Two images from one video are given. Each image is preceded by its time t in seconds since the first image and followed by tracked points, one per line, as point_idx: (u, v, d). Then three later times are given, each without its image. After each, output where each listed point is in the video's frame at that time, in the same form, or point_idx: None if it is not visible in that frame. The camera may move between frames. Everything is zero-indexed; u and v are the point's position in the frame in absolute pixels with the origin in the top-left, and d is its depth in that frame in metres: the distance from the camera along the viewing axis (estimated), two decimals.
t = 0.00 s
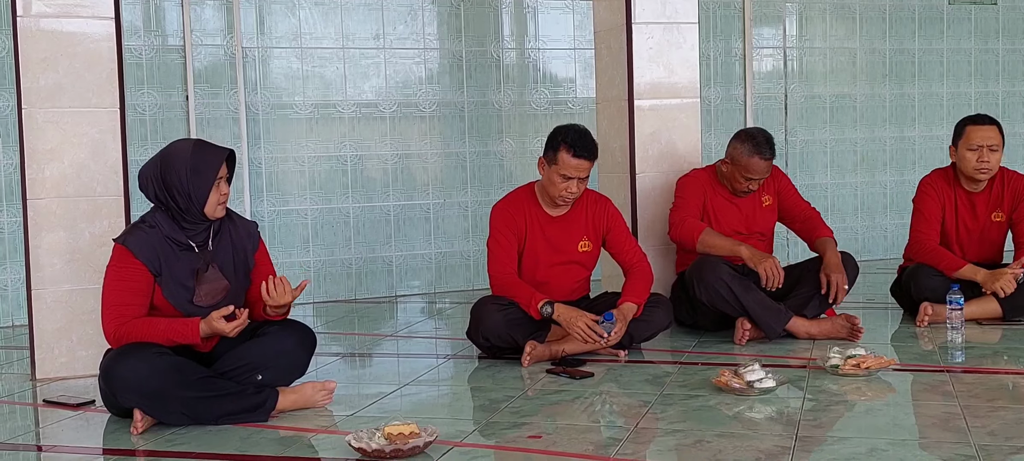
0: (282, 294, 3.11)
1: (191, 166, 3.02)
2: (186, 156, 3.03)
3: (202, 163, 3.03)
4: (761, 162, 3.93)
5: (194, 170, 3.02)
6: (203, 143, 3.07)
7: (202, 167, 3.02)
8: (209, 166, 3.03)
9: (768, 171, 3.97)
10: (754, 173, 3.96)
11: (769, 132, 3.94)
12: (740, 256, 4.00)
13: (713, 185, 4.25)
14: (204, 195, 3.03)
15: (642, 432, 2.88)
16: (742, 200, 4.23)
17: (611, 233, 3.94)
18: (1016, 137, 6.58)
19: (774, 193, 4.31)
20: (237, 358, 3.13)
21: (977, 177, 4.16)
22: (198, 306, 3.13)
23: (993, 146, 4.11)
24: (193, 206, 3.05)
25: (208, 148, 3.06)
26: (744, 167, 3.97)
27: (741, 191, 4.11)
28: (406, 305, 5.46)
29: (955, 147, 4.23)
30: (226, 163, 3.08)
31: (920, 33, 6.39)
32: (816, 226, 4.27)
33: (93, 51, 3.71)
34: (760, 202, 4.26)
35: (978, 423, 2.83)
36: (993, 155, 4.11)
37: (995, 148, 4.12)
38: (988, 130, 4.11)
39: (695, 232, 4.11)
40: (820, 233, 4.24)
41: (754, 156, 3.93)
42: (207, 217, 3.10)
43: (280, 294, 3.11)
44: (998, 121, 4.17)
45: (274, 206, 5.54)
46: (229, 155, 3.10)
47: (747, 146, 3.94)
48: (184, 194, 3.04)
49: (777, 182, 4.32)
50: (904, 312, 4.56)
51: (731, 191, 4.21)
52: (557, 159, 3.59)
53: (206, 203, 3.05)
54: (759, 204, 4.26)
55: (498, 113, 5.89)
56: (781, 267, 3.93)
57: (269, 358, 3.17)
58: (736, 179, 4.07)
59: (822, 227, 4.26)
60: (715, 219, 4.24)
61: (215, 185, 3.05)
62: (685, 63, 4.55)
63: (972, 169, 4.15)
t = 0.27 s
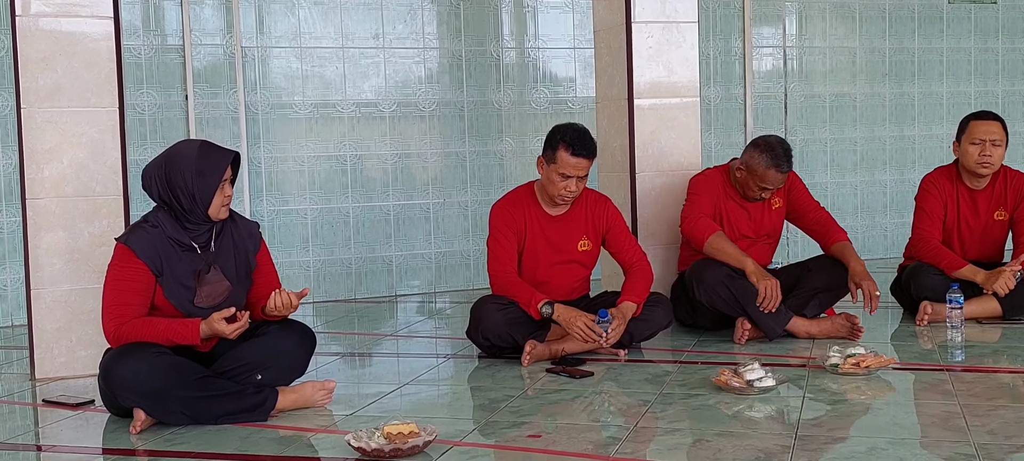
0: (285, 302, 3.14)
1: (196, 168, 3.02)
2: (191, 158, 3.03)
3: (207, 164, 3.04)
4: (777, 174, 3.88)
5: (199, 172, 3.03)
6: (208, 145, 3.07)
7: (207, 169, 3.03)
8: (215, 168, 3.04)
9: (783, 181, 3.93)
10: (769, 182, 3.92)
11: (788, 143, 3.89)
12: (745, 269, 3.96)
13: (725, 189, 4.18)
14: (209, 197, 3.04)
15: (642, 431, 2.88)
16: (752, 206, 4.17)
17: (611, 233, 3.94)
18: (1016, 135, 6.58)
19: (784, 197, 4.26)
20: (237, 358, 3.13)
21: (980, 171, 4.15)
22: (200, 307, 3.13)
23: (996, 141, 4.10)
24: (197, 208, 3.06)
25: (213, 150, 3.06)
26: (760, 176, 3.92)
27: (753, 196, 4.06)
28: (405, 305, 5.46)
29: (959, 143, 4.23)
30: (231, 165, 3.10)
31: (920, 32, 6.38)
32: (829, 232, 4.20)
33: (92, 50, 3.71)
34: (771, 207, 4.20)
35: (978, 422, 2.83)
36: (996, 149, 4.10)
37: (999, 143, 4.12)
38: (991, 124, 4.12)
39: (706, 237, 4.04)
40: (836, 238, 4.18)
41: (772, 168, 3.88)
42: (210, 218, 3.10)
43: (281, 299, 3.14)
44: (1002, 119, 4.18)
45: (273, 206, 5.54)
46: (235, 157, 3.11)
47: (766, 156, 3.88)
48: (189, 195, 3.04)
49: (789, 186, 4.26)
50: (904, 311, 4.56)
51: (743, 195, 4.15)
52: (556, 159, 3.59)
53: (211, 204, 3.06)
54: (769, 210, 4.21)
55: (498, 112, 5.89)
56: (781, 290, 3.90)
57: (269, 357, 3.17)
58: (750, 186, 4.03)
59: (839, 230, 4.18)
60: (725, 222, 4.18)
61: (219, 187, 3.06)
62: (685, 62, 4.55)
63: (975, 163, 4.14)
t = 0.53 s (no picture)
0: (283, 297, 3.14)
1: (199, 169, 3.02)
2: (194, 159, 3.03)
3: (210, 165, 3.03)
4: (782, 188, 3.85)
5: (202, 173, 3.02)
6: (211, 146, 3.07)
7: (210, 170, 3.03)
8: (218, 169, 3.03)
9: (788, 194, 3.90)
10: (774, 194, 3.89)
11: (793, 157, 3.82)
12: (739, 301, 3.88)
13: (729, 197, 4.16)
14: (212, 198, 3.04)
15: (642, 430, 2.88)
16: (757, 214, 4.15)
17: (611, 234, 3.93)
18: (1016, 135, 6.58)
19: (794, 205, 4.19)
20: (236, 357, 3.13)
21: (982, 171, 4.15)
22: (201, 307, 3.13)
23: (997, 141, 4.10)
24: (199, 208, 3.05)
25: (217, 151, 3.06)
26: (764, 188, 3.89)
27: (757, 205, 4.04)
28: (405, 304, 5.47)
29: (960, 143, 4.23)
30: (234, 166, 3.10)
31: (920, 31, 6.38)
32: (837, 248, 4.13)
33: (92, 50, 3.71)
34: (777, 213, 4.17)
35: (978, 422, 2.83)
36: (997, 149, 4.10)
37: (1000, 143, 4.11)
38: (993, 124, 4.12)
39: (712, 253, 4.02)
40: (843, 259, 4.11)
41: (775, 183, 3.83)
42: (212, 218, 3.10)
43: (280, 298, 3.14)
44: (1004, 118, 4.17)
45: (273, 206, 5.54)
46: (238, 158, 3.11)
47: (771, 170, 3.83)
48: (191, 196, 3.03)
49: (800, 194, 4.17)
50: (903, 310, 4.56)
51: (747, 203, 4.13)
52: (558, 158, 3.59)
53: (213, 205, 3.06)
54: (776, 218, 4.18)
55: (498, 112, 5.89)
56: (773, 326, 3.81)
57: (268, 357, 3.17)
58: (755, 195, 4.00)
59: (846, 251, 4.12)
60: (729, 229, 4.19)
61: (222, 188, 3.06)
62: (685, 62, 4.55)
63: (976, 163, 4.14)
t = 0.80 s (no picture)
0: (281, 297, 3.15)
1: (200, 169, 3.02)
2: (195, 159, 3.03)
3: (210, 165, 3.03)
4: (775, 187, 3.83)
5: (202, 173, 3.02)
6: (211, 146, 3.07)
7: (211, 170, 3.03)
8: (219, 169, 3.04)
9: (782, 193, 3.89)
10: (768, 193, 3.88)
11: (786, 156, 3.81)
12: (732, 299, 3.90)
13: (725, 197, 4.15)
14: (212, 198, 3.04)
15: (641, 430, 2.88)
16: (754, 214, 4.15)
17: (610, 233, 3.93)
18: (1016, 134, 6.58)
19: (790, 203, 4.19)
20: (235, 357, 3.13)
21: (978, 172, 4.16)
22: (200, 307, 3.13)
23: (994, 141, 4.10)
24: (199, 208, 3.05)
25: (217, 151, 3.06)
26: (758, 188, 3.88)
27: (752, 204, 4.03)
28: (405, 304, 5.46)
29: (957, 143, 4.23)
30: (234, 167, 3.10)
31: (919, 31, 6.39)
32: (834, 247, 4.12)
33: (91, 50, 3.71)
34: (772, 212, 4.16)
35: (976, 421, 2.83)
36: (993, 150, 4.10)
37: (996, 144, 4.12)
38: (990, 125, 4.12)
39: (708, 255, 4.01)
40: (841, 258, 4.10)
41: (767, 181, 3.82)
42: (211, 218, 3.10)
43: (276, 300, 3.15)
44: (1001, 118, 4.17)
45: (272, 205, 5.54)
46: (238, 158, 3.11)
47: (763, 170, 3.82)
48: (191, 196, 3.03)
49: (795, 192, 4.17)
50: (902, 309, 4.56)
51: (742, 203, 4.13)
52: (557, 158, 3.59)
53: (213, 205, 3.05)
54: (771, 216, 4.17)
55: (497, 111, 5.89)
56: (765, 326, 3.83)
57: (267, 357, 3.16)
58: (749, 194, 4.00)
59: (843, 250, 4.11)
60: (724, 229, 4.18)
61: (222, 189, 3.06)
62: (684, 61, 4.55)
63: (973, 164, 4.14)
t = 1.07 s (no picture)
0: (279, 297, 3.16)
1: (199, 168, 3.02)
2: (194, 158, 3.03)
3: (209, 165, 3.03)
4: (762, 175, 3.87)
5: (200, 172, 3.02)
6: (210, 145, 3.07)
7: (210, 169, 3.03)
8: (218, 169, 3.04)
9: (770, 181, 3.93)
10: (756, 182, 3.92)
11: (773, 143, 3.86)
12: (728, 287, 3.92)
13: (716, 192, 4.20)
14: (211, 197, 3.04)
15: (640, 429, 2.88)
16: (746, 208, 4.19)
17: (609, 233, 3.93)
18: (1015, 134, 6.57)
19: (781, 200, 4.23)
20: (235, 356, 3.13)
21: (977, 171, 4.16)
22: (199, 306, 3.13)
23: (993, 141, 4.10)
24: (198, 208, 3.05)
25: (216, 150, 3.06)
26: (746, 177, 3.92)
27: (742, 197, 4.07)
28: (404, 304, 5.46)
29: (956, 142, 4.23)
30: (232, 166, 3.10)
31: (918, 30, 6.39)
32: (826, 242, 4.15)
33: (90, 49, 3.71)
34: (763, 206, 4.20)
35: (975, 420, 2.83)
36: (992, 149, 4.10)
37: (995, 143, 4.12)
38: (988, 124, 4.12)
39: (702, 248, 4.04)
40: (833, 252, 4.13)
41: (755, 170, 3.87)
42: (210, 218, 3.10)
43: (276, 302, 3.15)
44: (1000, 118, 4.17)
45: (272, 205, 5.54)
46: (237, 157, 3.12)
47: (750, 158, 3.87)
48: (190, 195, 3.03)
49: (785, 187, 4.22)
50: (902, 308, 4.56)
51: (734, 197, 4.17)
52: (556, 157, 3.59)
53: (212, 205, 3.06)
54: (763, 211, 4.21)
55: (497, 111, 5.88)
56: (762, 314, 3.83)
57: (266, 356, 3.16)
58: (738, 186, 4.03)
59: (835, 244, 4.14)
60: (718, 224, 4.22)
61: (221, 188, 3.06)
62: (683, 61, 4.55)
63: (971, 163, 4.15)
